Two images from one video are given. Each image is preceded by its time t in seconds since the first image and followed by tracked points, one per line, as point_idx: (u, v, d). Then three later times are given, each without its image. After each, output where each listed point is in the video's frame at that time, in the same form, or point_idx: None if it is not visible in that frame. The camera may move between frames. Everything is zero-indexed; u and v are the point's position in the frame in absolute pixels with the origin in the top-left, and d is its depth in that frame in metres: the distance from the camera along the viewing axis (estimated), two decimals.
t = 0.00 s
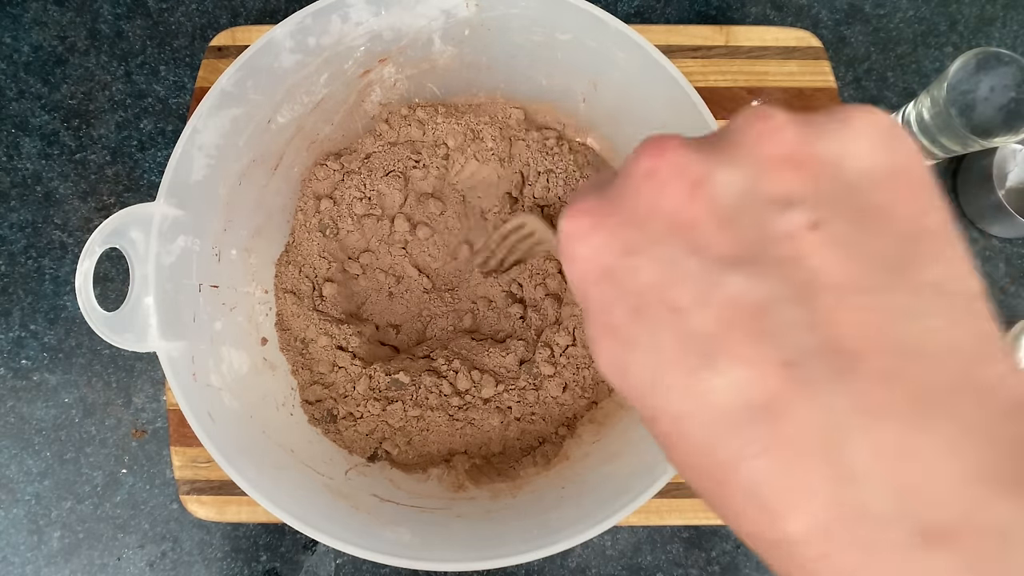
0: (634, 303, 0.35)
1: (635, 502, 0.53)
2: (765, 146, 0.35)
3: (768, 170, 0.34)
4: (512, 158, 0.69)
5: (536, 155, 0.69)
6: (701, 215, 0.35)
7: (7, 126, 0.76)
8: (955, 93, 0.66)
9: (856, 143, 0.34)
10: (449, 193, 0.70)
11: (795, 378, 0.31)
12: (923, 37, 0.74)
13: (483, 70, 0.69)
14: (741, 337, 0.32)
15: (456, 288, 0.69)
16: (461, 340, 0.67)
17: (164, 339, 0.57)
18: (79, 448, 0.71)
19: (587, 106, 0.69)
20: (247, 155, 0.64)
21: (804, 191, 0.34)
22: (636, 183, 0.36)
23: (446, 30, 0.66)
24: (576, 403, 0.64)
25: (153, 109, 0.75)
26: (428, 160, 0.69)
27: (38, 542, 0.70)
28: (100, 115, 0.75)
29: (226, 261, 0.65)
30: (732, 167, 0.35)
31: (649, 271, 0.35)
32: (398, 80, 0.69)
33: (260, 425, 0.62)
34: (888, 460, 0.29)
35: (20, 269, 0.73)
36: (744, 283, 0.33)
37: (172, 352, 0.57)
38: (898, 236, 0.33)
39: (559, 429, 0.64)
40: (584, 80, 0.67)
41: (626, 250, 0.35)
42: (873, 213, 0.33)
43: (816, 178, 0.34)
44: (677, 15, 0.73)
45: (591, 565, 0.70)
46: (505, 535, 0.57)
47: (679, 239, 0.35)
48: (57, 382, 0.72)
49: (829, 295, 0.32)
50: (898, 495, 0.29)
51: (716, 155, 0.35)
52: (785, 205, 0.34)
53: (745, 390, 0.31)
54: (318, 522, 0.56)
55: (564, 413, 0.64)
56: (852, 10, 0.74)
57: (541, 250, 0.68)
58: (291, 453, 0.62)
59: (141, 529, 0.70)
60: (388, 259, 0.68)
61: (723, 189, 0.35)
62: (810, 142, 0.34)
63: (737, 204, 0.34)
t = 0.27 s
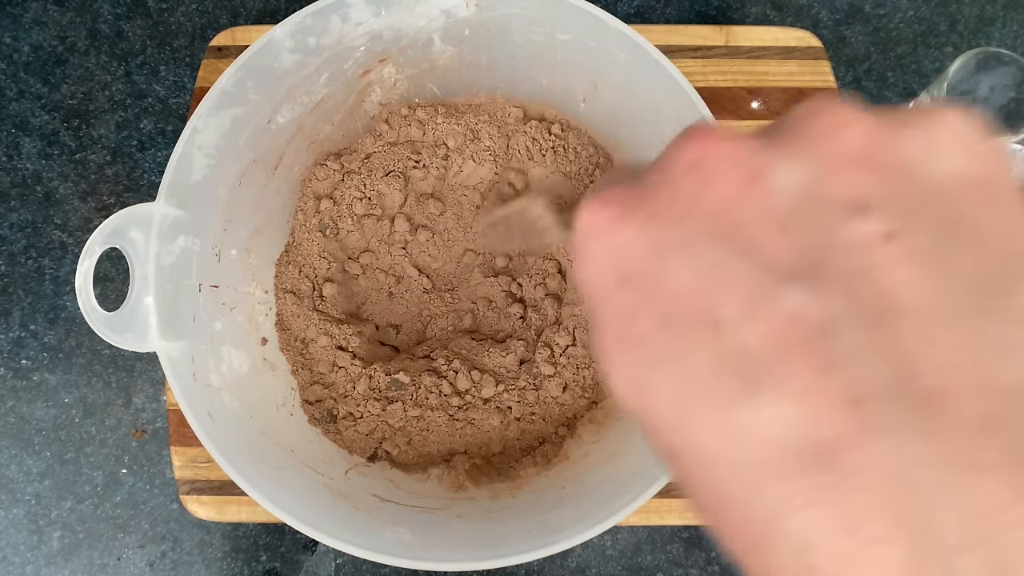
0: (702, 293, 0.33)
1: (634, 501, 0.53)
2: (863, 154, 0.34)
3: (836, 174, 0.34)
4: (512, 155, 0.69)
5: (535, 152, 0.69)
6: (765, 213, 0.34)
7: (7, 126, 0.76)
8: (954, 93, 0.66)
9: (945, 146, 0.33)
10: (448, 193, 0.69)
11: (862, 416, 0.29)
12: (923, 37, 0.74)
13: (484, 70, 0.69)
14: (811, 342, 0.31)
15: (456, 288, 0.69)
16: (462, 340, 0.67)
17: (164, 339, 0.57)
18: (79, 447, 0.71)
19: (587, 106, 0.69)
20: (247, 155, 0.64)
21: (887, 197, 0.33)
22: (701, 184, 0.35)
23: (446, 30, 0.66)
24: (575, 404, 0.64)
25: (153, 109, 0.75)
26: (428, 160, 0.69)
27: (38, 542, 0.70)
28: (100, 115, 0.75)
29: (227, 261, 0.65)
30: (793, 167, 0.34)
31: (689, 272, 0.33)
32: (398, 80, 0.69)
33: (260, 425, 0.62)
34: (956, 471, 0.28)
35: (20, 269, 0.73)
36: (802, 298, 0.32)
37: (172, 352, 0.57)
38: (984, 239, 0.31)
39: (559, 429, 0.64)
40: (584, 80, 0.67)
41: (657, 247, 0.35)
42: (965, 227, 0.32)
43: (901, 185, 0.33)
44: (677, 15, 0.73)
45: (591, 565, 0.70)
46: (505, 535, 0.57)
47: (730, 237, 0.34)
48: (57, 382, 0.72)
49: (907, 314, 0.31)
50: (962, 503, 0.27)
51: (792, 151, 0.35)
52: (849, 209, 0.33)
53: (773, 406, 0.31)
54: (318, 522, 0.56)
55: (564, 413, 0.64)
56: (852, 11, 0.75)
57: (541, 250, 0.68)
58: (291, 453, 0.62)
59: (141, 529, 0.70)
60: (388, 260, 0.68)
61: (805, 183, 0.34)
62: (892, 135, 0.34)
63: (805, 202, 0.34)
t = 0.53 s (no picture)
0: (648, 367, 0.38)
1: (635, 501, 0.53)
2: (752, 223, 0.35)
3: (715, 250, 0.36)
4: (512, 155, 0.69)
5: (535, 151, 0.68)
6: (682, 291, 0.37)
7: (7, 126, 0.76)
8: (955, 93, 0.66)
9: (809, 212, 0.34)
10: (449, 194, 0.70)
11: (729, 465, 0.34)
12: (923, 37, 0.74)
13: (483, 70, 0.69)
14: (725, 401, 0.34)
15: (456, 288, 0.69)
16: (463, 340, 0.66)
17: (164, 339, 0.57)
18: (79, 447, 0.71)
19: (587, 106, 0.69)
20: (247, 155, 0.64)
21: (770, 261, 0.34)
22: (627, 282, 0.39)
23: (446, 30, 0.66)
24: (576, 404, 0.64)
25: (153, 109, 0.75)
26: (428, 159, 0.69)
27: (38, 542, 0.70)
28: (100, 115, 0.75)
29: (226, 261, 0.64)
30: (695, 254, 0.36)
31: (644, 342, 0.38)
32: (398, 80, 0.69)
33: (260, 425, 0.62)
34: (886, 500, 0.29)
35: (20, 269, 0.73)
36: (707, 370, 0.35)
37: (172, 352, 0.57)
38: (884, 288, 0.33)
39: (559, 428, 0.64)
40: (584, 80, 0.67)
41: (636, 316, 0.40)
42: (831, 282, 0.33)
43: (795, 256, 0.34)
44: (677, 15, 0.73)
45: (591, 565, 0.70)
46: (504, 535, 0.57)
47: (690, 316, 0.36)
48: (57, 381, 0.72)
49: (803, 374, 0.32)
50: (881, 549, 0.29)
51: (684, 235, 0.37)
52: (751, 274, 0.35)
53: (712, 461, 0.35)
54: (318, 522, 0.56)
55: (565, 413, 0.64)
56: (852, 10, 0.75)
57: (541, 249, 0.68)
58: (291, 453, 0.62)
59: (141, 529, 0.70)
60: (388, 260, 0.68)
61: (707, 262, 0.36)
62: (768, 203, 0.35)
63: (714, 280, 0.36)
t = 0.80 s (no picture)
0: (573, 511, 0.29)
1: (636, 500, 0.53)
2: (737, 298, 0.27)
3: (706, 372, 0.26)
4: (512, 155, 0.69)
5: (535, 151, 0.69)
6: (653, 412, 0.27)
7: (7, 126, 0.76)
8: (955, 93, 0.66)
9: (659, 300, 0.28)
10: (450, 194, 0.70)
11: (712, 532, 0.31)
12: (922, 37, 0.74)
13: (484, 70, 0.69)
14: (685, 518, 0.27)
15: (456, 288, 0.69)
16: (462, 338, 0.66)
17: (164, 339, 0.57)
18: (79, 447, 0.71)
19: (587, 107, 0.69)
20: (247, 155, 0.64)
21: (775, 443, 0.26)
22: (638, 431, 0.26)
23: (446, 30, 0.66)
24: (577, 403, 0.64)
25: (153, 109, 0.75)
26: (428, 160, 0.70)
27: (38, 542, 0.70)
28: (100, 115, 0.75)
29: (226, 261, 0.64)
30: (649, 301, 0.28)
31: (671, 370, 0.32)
32: (398, 80, 0.69)
33: (260, 425, 0.62)
34: None
35: (20, 269, 0.73)
36: (736, 554, 0.25)
37: (172, 352, 0.57)
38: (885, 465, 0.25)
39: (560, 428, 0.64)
40: (584, 81, 0.67)
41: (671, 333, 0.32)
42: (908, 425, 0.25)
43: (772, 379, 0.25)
44: (677, 15, 0.73)
45: (591, 564, 0.70)
46: (504, 534, 0.57)
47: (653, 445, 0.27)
48: (57, 381, 0.72)
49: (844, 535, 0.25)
50: None
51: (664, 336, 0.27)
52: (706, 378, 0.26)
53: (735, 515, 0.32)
54: (319, 522, 0.56)
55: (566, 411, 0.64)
56: (852, 11, 0.75)
57: (541, 249, 0.68)
58: (291, 453, 0.62)
59: (141, 529, 0.70)
60: (388, 260, 0.68)
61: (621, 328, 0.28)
62: (766, 289, 0.26)
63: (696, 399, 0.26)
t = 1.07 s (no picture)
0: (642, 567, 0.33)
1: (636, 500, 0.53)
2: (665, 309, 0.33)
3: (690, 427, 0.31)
4: (512, 155, 0.69)
5: (535, 151, 0.69)
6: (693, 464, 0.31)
7: (7, 126, 0.76)
8: (955, 93, 0.66)
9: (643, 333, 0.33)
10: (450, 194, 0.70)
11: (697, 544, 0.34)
12: (923, 37, 0.74)
13: (484, 70, 0.69)
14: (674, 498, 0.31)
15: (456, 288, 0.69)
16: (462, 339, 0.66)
17: (164, 339, 0.57)
18: (79, 447, 0.71)
19: (587, 107, 0.69)
20: (247, 155, 0.64)
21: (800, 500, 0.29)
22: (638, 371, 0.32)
23: (446, 31, 0.66)
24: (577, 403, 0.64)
25: (153, 109, 0.75)
26: (428, 160, 0.70)
27: (38, 542, 0.70)
28: (100, 115, 0.75)
29: (226, 261, 0.64)
30: (590, 373, 0.33)
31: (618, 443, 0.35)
32: (398, 80, 0.69)
33: (260, 425, 0.62)
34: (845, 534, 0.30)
35: (20, 269, 0.73)
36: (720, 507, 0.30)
37: (172, 353, 0.57)
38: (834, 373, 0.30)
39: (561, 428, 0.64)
40: (584, 81, 0.67)
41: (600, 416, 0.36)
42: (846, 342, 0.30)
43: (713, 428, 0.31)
44: (677, 15, 0.73)
45: (591, 565, 0.70)
46: (505, 534, 0.56)
47: (682, 500, 0.31)
48: (57, 381, 0.72)
49: (904, 570, 0.26)
50: None
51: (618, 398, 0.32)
52: (664, 435, 0.31)
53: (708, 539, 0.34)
54: (319, 522, 0.56)
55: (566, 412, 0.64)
56: (852, 11, 0.75)
57: (540, 250, 0.68)
58: (291, 453, 0.62)
59: (141, 529, 0.70)
60: (388, 260, 0.68)
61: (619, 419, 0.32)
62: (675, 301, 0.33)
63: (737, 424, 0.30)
